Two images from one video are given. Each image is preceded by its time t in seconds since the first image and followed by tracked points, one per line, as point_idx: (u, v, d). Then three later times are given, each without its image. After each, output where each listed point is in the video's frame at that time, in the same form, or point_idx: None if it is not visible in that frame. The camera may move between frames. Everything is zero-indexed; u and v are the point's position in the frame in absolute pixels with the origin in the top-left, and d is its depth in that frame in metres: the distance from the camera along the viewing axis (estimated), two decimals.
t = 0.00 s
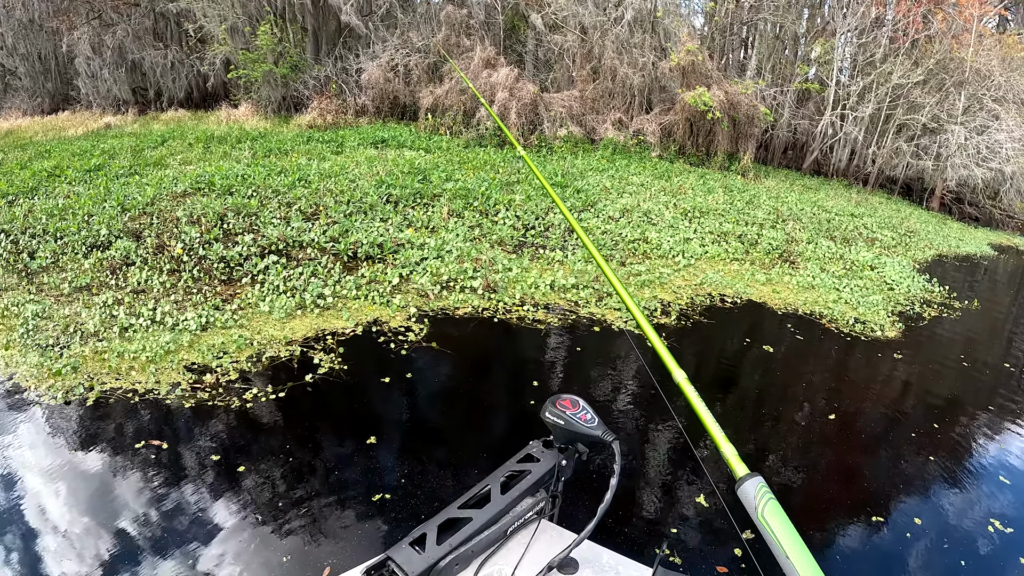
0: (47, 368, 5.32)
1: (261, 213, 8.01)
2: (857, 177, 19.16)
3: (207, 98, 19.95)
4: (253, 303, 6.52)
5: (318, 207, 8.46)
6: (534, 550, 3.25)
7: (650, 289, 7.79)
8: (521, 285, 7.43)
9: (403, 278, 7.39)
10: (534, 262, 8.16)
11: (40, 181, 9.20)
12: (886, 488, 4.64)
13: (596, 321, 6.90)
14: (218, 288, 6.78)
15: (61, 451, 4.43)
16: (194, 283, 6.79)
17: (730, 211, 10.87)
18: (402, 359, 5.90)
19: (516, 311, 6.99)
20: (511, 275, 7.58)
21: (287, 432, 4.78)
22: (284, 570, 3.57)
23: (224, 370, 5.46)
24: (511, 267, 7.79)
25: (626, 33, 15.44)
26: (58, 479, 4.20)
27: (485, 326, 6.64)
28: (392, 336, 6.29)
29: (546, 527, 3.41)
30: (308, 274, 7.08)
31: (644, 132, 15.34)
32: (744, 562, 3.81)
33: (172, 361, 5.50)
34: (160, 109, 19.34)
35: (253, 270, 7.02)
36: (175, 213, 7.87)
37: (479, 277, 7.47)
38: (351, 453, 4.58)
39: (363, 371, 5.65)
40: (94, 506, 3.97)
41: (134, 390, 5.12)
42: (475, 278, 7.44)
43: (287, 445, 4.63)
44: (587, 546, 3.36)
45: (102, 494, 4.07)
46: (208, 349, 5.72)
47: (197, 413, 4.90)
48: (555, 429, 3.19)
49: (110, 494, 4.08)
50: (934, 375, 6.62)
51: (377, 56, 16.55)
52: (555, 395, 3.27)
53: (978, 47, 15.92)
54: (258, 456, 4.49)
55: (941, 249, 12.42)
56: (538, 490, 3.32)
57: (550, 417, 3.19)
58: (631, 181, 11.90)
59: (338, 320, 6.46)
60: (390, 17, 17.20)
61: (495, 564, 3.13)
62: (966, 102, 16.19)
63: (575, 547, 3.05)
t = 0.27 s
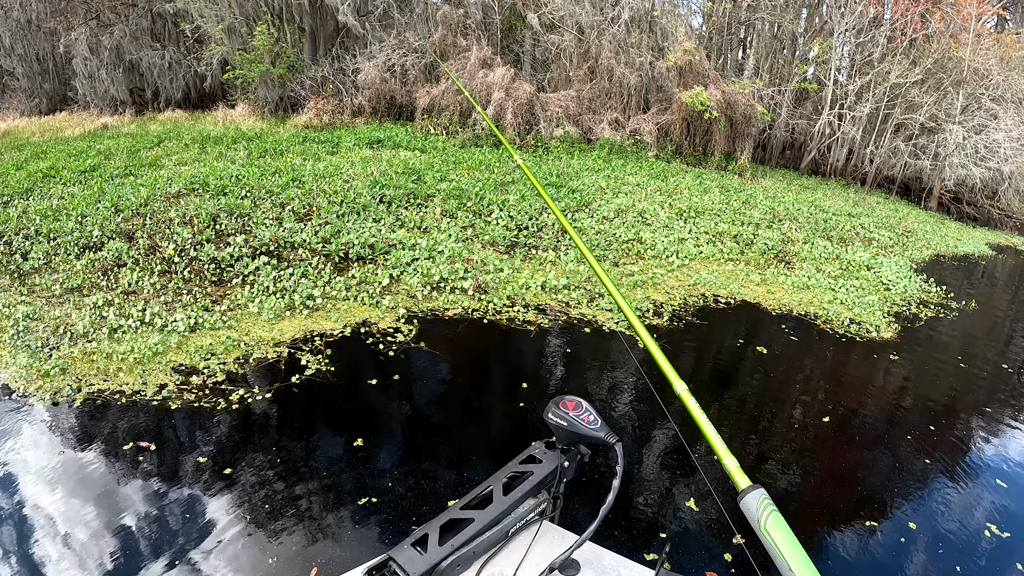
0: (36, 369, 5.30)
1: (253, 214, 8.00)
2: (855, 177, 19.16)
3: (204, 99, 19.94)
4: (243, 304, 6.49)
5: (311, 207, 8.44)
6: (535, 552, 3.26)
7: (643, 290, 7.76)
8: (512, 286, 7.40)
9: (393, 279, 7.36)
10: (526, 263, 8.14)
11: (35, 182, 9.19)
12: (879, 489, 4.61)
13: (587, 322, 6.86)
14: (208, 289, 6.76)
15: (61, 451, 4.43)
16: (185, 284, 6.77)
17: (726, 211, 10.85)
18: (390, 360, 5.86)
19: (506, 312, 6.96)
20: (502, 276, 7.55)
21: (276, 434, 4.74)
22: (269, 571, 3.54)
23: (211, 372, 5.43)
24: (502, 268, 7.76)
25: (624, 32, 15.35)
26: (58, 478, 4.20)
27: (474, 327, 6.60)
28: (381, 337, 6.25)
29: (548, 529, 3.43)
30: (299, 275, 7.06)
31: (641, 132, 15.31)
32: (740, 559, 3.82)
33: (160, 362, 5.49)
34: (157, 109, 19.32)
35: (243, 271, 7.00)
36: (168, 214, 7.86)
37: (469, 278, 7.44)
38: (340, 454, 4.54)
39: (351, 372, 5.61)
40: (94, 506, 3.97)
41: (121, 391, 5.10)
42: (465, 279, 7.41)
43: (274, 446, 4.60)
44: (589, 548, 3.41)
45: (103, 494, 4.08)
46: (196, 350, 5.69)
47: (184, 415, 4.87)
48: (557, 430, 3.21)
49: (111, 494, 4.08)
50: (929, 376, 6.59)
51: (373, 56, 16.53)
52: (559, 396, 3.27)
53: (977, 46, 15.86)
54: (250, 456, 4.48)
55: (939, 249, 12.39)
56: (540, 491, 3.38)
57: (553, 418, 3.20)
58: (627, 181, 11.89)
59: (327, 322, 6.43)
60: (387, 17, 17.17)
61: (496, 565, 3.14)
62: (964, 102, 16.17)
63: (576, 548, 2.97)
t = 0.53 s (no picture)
0: (24, 371, 5.27)
1: (244, 215, 7.97)
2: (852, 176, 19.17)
3: (201, 99, 19.91)
4: (230, 306, 6.45)
5: (303, 208, 8.42)
6: (529, 554, 3.26)
7: (633, 291, 7.73)
8: (500, 288, 7.36)
9: (381, 280, 7.34)
10: (515, 264, 8.11)
11: (28, 182, 9.17)
12: (872, 491, 4.57)
13: (574, 324, 6.81)
14: (197, 290, 6.74)
15: (60, 452, 4.42)
16: (173, 286, 6.74)
17: (720, 211, 10.83)
18: (377, 363, 5.81)
19: (493, 314, 6.92)
20: (491, 277, 7.51)
21: (262, 437, 4.71)
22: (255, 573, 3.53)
23: (196, 374, 5.40)
24: (491, 269, 7.73)
25: (620, 31, 15.35)
26: (56, 480, 4.19)
27: (463, 330, 6.56)
28: (368, 339, 6.21)
29: (542, 532, 3.42)
30: (288, 277, 7.03)
31: (637, 131, 15.30)
32: (732, 561, 3.83)
33: (146, 365, 5.46)
34: (153, 109, 19.30)
35: (232, 273, 6.97)
36: (159, 215, 7.83)
37: (457, 280, 7.40)
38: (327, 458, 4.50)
39: (336, 375, 5.57)
40: (92, 507, 3.96)
41: (107, 394, 5.07)
42: (454, 281, 7.37)
43: (259, 449, 4.56)
44: (583, 552, 3.41)
45: (101, 495, 4.06)
46: (182, 352, 5.66)
47: (169, 417, 4.84)
48: (553, 435, 3.23)
49: (109, 495, 4.07)
50: (924, 376, 6.55)
51: (369, 56, 16.51)
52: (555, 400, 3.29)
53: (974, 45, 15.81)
54: (235, 459, 4.44)
55: (935, 249, 12.36)
56: (535, 495, 3.32)
57: (549, 423, 3.22)
58: (621, 181, 11.88)
59: (313, 324, 6.39)
60: (382, 17, 17.15)
61: (490, 568, 3.16)
62: (961, 101, 16.14)
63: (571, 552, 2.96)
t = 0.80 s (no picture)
0: (12, 372, 5.25)
1: (236, 216, 7.96)
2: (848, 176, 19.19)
3: (198, 99, 19.90)
4: (218, 308, 6.42)
5: (294, 209, 8.40)
6: (524, 554, 3.22)
7: (624, 292, 7.72)
8: (489, 288, 7.33)
9: (370, 281, 7.32)
10: (505, 265, 8.10)
11: (22, 183, 9.16)
12: (866, 492, 4.53)
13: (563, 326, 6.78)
14: (186, 292, 6.71)
15: (58, 453, 4.41)
16: (162, 287, 6.72)
17: (715, 211, 10.81)
18: (364, 364, 5.78)
19: (482, 315, 6.89)
20: (480, 278, 7.48)
21: (251, 438, 4.67)
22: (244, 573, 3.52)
23: (183, 376, 5.37)
24: (480, 269, 7.71)
25: (616, 31, 15.37)
26: (52, 480, 4.17)
27: (451, 331, 6.53)
28: (354, 340, 6.18)
29: (536, 532, 3.38)
30: (276, 278, 7.01)
31: (632, 131, 15.29)
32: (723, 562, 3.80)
33: (132, 366, 5.43)
34: (150, 110, 19.28)
35: (221, 274, 6.95)
36: (151, 216, 7.81)
37: (446, 281, 7.37)
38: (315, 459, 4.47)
39: (323, 376, 5.53)
40: (89, 507, 3.94)
41: (93, 395, 5.04)
42: (442, 282, 7.34)
43: (245, 451, 4.52)
44: (577, 552, 3.38)
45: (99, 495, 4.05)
46: (169, 354, 5.64)
47: (156, 419, 4.81)
48: (549, 435, 3.22)
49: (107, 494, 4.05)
50: (918, 376, 6.52)
51: (365, 57, 16.50)
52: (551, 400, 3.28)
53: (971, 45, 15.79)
54: (221, 460, 4.40)
55: (932, 249, 12.35)
56: (529, 494, 3.32)
57: (544, 424, 3.21)
58: (616, 181, 11.87)
59: (300, 326, 6.36)
60: (379, 17, 17.14)
61: (484, 568, 3.10)
62: (958, 100, 16.14)
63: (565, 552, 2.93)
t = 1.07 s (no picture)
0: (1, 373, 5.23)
1: (227, 216, 7.94)
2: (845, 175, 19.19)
3: (194, 99, 19.85)
4: (207, 308, 6.40)
5: (286, 209, 8.38)
6: (521, 552, 3.21)
7: (615, 291, 7.71)
8: (479, 289, 7.31)
9: (360, 282, 7.30)
10: (495, 265, 8.08)
11: (16, 183, 9.14)
12: (859, 492, 4.53)
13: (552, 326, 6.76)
14: (176, 292, 6.69)
15: (58, 452, 4.40)
16: (153, 287, 6.70)
17: (710, 210, 10.80)
18: (351, 364, 5.77)
19: (471, 315, 6.87)
20: (469, 278, 7.47)
21: (241, 438, 4.66)
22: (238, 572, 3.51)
23: (170, 376, 5.35)
24: (470, 269, 7.70)
25: (612, 30, 15.37)
26: (52, 479, 4.16)
27: (439, 331, 6.52)
28: (342, 341, 6.16)
29: (534, 530, 3.37)
30: (265, 278, 6.99)
31: (628, 131, 15.28)
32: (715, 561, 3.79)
33: (120, 367, 5.41)
34: (146, 109, 19.23)
35: (211, 274, 6.93)
36: (144, 216, 7.79)
37: (435, 281, 7.35)
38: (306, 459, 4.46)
39: (311, 377, 5.51)
40: (91, 506, 3.94)
41: (81, 395, 5.02)
42: (431, 283, 7.32)
43: (234, 451, 4.51)
44: (574, 550, 3.37)
45: (100, 495, 4.04)
46: (156, 355, 5.62)
47: (144, 419, 4.79)
48: (546, 433, 3.20)
49: (108, 494, 4.05)
50: (912, 375, 6.51)
51: (360, 56, 16.47)
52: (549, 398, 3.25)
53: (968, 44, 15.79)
54: (211, 460, 4.39)
55: (928, 248, 12.33)
56: (527, 492, 3.31)
57: (542, 421, 3.19)
58: (611, 180, 11.85)
59: (288, 326, 6.34)
60: (374, 16, 17.11)
61: (481, 565, 3.10)
62: (956, 99, 16.14)
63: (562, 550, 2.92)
